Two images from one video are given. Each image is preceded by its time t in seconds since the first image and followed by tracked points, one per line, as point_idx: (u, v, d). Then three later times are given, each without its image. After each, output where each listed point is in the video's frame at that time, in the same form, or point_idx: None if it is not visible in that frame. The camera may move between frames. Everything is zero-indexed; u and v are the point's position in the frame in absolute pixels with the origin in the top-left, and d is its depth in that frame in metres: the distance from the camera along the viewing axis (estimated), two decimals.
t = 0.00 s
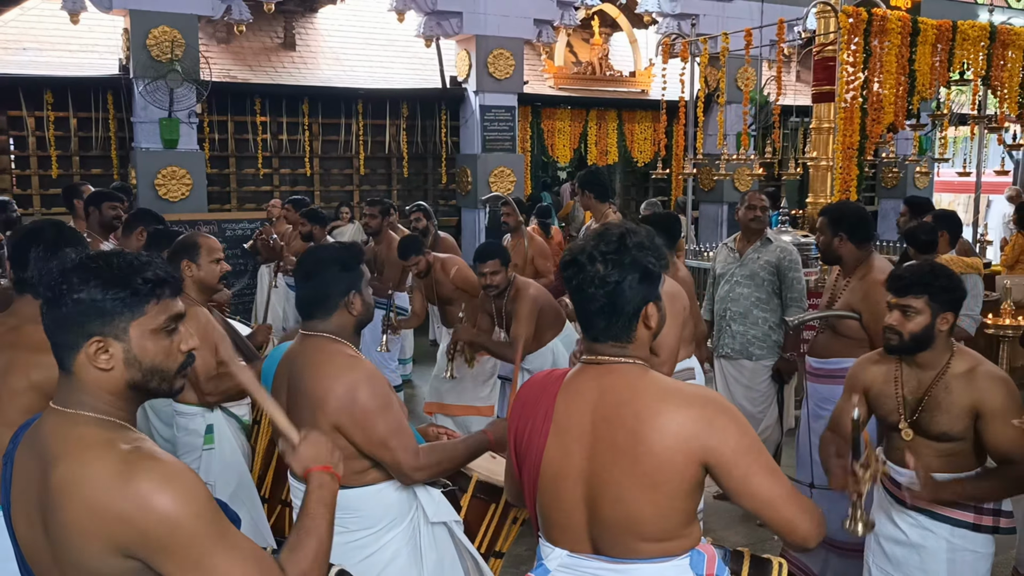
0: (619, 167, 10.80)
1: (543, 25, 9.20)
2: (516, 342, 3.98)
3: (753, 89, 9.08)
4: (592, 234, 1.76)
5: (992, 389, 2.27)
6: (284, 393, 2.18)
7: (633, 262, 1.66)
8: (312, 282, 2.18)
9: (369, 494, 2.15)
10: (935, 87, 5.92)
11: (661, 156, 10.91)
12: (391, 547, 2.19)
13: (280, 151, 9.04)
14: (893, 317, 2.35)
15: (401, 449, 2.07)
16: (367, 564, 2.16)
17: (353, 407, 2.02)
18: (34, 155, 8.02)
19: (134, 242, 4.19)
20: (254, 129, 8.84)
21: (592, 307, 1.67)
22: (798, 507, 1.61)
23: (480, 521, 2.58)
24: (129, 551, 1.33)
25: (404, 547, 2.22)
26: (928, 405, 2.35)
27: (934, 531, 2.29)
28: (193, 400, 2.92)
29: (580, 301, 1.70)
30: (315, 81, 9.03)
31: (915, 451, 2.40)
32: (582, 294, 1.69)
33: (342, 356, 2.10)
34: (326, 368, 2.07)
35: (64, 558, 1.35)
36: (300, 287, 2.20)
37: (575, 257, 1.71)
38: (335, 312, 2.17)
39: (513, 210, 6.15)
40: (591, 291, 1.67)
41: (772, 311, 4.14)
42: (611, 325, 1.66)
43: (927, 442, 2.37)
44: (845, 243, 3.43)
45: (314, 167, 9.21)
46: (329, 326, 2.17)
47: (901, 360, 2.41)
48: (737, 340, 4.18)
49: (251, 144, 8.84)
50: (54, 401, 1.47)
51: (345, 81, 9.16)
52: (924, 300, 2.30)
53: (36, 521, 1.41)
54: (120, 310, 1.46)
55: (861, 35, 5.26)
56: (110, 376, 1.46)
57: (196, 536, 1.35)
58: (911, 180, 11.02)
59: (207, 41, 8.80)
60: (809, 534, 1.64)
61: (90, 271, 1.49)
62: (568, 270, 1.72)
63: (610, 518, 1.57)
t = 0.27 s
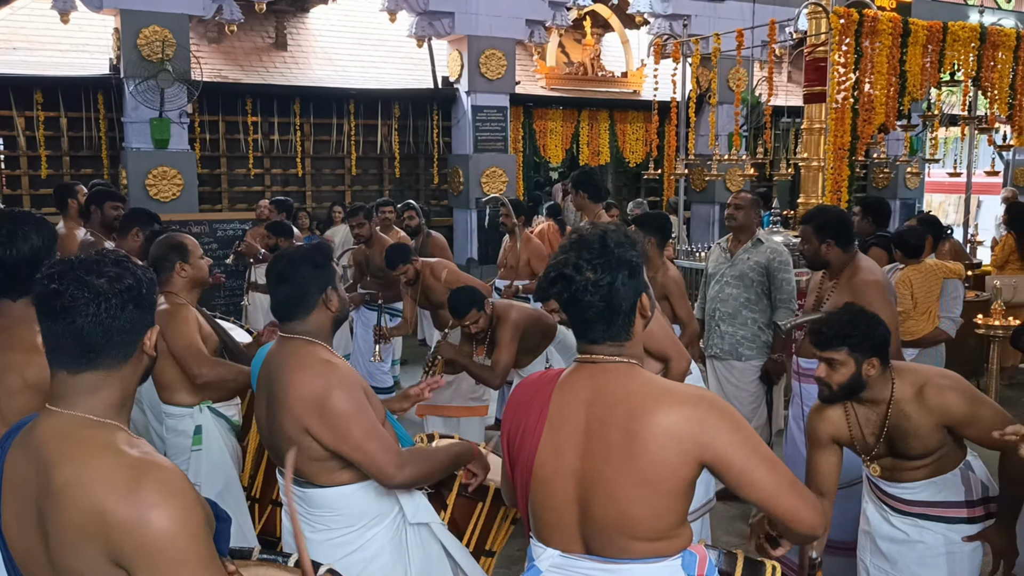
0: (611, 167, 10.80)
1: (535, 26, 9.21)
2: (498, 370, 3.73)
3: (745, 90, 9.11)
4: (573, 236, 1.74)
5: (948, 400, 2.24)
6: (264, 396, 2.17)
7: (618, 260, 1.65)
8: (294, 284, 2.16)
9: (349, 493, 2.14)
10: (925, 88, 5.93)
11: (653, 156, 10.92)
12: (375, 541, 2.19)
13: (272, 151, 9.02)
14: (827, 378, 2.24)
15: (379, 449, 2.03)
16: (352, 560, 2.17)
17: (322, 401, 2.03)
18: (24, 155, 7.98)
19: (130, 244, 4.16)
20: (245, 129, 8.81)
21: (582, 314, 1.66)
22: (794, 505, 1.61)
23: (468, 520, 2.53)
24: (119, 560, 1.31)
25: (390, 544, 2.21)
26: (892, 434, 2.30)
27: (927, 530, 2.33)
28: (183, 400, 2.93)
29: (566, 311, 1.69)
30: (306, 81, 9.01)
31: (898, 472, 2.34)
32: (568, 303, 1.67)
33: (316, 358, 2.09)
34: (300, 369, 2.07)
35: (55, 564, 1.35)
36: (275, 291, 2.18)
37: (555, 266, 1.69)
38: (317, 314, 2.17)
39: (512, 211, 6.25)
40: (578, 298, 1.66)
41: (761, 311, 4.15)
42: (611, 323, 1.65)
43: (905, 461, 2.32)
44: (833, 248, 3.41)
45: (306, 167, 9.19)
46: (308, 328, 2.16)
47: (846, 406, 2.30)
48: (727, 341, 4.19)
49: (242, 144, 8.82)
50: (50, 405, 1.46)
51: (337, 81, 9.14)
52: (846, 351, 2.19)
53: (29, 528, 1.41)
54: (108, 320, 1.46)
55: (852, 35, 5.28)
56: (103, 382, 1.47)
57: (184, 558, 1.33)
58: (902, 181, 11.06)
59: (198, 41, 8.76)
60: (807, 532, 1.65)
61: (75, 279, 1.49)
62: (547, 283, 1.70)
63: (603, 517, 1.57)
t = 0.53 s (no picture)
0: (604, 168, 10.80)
1: (528, 26, 9.21)
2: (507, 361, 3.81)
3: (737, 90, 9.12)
4: (597, 235, 1.75)
5: (933, 406, 2.25)
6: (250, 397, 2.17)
7: (653, 261, 1.67)
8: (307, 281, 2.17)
9: (331, 491, 2.14)
10: (917, 88, 5.95)
11: (645, 157, 10.92)
12: (357, 540, 2.20)
13: (264, 151, 9.00)
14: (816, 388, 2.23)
15: (365, 442, 2.02)
16: (337, 554, 2.18)
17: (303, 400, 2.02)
18: (15, 155, 7.94)
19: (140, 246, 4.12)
20: (237, 129, 8.79)
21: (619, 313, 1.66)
22: (803, 509, 1.62)
23: (461, 518, 2.56)
24: (118, 552, 1.30)
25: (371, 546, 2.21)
26: (879, 438, 2.30)
27: (921, 529, 2.33)
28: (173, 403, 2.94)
29: (596, 313, 1.68)
30: (299, 81, 8.99)
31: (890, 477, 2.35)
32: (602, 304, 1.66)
33: (303, 359, 2.09)
34: (281, 368, 2.07)
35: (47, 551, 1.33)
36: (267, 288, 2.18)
37: (588, 264, 1.68)
38: (306, 316, 2.17)
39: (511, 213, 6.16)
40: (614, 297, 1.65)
41: (751, 311, 4.15)
42: (643, 321, 1.67)
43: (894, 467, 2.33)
44: (815, 249, 3.43)
45: (298, 167, 9.17)
46: (295, 329, 2.17)
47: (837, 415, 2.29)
48: (717, 341, 4.20)
49: (234, 145, 8.80)
50: (43, 400, 1.46)
51: (330, 81, 9.13)
52: (834, 361, 2.18)
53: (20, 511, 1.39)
54: (100, 322, 1.45)
55: (844, 36, 5.29)
56: (95, 382, 1.46)
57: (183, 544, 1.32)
58: (894, 181, 11.09)
59: (189, 41, 8.73)
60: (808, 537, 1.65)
61: (68, 279, 1.47)
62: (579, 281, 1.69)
63: (601, 510, 1.56)
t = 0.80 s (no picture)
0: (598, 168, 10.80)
1: (522, 27, 9.23)
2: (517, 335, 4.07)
3: (731, 90, 9.14)
4: (643, 247, 1.76)
5: (954, 388, 2.21)
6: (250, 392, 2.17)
7: (696, 272, 1.68)
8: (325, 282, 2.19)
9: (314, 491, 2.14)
10: (910, 88, 5.96)
11: (640, 157, 10.93)
12: (342, 545, 2.17)
13: (258, 151, 8.97)
14: (849, 321, 2.33)
15: (359, 444, 2.05)
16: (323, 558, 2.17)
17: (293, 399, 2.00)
18: (7, 155, 7.91)
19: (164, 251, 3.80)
20: (231, 129, 8.77)
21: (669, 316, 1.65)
22: (812, 512, 1.61)
23: (460, 523, 2.48)
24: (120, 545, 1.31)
25: (358, 551, 2.19)
26: (886, 409, 2.31)
27: (905, 529, 2.30)
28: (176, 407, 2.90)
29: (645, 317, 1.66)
30: (292, 81, 8.97)
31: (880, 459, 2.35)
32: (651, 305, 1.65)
33: (297, 357, 2.08)
34: (279, 364, 2.06)
35: (38, 543, 1.33)
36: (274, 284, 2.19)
37: (634, 267, 1.69)
38: (309, 317, 2.17)
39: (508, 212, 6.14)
40: (660, 299, 1.65)
41: (744, 311, 4.15)
42: (683, 326, 1.67)
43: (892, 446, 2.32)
44: (803, 248, 3.43)
45: (292, 168, 9.15)
46: (297, 327, 2.16)
47: (853, 361, 2.41)
48: (709, 341, 4.20)
49: (228, 145, 8.77)
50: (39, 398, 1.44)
51: (324, 81, 9.11)
52: (877, 299, 2.29)
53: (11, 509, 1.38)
54: (96, 317, 1.44)
55: (837, 36, 5.31)
56: (92, 377, 1.45)
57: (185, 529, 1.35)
58: (887, 182, 11.11)
59: (183, 40, 8.70)
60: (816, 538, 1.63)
61: (67, 274, 1.46)
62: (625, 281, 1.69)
63: (603, 500, 1.54)
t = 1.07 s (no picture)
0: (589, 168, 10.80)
1: (513, 27, 9.23)
2: (511, 315, 4.13)
3: (722, 91, 9.16)
4: (665, 253, 1.77)
5: (967, 392, 2.18)
6: (263, 387, 2.16)
7: (707, 282, 1.69)
8: (350, 285, 2.19)
9: (328, 496, 2.12)
10: (900, 89, 5.98)
11: (631, 157, 10.94)
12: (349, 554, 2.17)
13: (248, 151, 8.94)
14: (879, 303, 2.34)
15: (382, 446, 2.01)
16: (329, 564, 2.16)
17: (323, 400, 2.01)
18: None
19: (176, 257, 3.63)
20: (221, 129, 8.74)
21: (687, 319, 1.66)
22: (813, 513, 1.60)
23: (466, 528, 2.41)
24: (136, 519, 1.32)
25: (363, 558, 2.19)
26: (893, 396, 2.31)
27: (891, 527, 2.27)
28: (186, 409, 2.89)
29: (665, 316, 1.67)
30: (282, 80, 8.94)
31: (878, 450, 2.33)
32: (665, 306, 1.66)
33: (322, 355, 2.08)
34: (307, 364, 2.05)
35: (39, 528, 1.33)
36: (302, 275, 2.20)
37: (652, 268, 1.71)
38: (328, 316, 2.16)
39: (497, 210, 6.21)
40: (678, 299, 1.66)
41: (733, 310, 4.15)
42: (694, 331, 1.67)
43: (892, 435, 2.30)
44: (791, 246, 3.43)
45: (282, 167, 9.12)
46: (317, 324, 2.16)
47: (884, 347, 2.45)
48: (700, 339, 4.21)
49: (218, 144, 8.74)
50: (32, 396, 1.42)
51: (314, 81, 9.08)
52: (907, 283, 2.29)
53: (5, 510, 1.37)
54: (86, 312, 1.41)
55: (828, 37, 5.32)
56: (81, 375, 1.42)
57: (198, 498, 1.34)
58: (876, 182, 11.14)
59: (172, 40, 8.66)
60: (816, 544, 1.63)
61: (62, 271, 1.45)
62: (643, 281, 1.70)
63: (602, 494, 1.54)
